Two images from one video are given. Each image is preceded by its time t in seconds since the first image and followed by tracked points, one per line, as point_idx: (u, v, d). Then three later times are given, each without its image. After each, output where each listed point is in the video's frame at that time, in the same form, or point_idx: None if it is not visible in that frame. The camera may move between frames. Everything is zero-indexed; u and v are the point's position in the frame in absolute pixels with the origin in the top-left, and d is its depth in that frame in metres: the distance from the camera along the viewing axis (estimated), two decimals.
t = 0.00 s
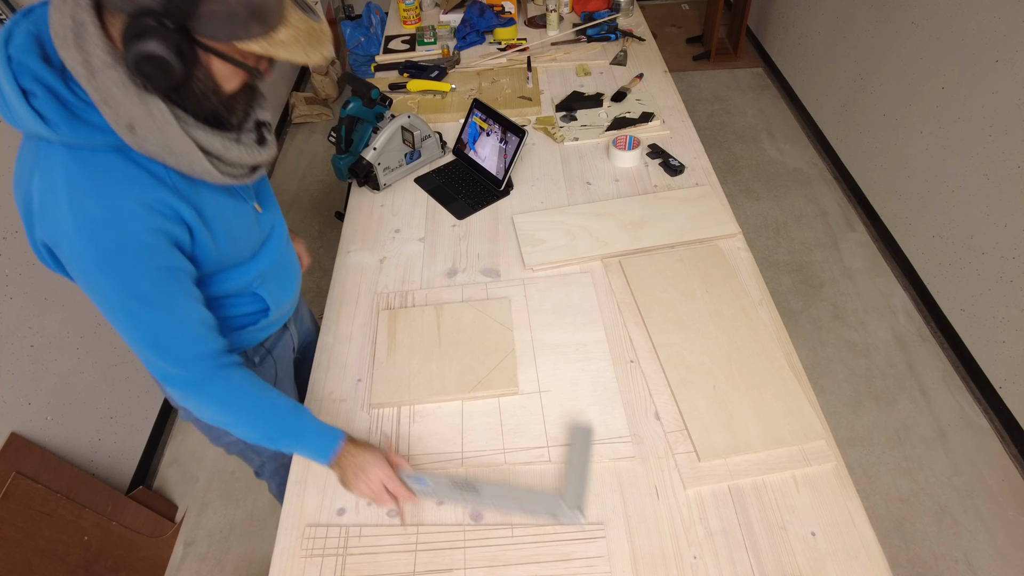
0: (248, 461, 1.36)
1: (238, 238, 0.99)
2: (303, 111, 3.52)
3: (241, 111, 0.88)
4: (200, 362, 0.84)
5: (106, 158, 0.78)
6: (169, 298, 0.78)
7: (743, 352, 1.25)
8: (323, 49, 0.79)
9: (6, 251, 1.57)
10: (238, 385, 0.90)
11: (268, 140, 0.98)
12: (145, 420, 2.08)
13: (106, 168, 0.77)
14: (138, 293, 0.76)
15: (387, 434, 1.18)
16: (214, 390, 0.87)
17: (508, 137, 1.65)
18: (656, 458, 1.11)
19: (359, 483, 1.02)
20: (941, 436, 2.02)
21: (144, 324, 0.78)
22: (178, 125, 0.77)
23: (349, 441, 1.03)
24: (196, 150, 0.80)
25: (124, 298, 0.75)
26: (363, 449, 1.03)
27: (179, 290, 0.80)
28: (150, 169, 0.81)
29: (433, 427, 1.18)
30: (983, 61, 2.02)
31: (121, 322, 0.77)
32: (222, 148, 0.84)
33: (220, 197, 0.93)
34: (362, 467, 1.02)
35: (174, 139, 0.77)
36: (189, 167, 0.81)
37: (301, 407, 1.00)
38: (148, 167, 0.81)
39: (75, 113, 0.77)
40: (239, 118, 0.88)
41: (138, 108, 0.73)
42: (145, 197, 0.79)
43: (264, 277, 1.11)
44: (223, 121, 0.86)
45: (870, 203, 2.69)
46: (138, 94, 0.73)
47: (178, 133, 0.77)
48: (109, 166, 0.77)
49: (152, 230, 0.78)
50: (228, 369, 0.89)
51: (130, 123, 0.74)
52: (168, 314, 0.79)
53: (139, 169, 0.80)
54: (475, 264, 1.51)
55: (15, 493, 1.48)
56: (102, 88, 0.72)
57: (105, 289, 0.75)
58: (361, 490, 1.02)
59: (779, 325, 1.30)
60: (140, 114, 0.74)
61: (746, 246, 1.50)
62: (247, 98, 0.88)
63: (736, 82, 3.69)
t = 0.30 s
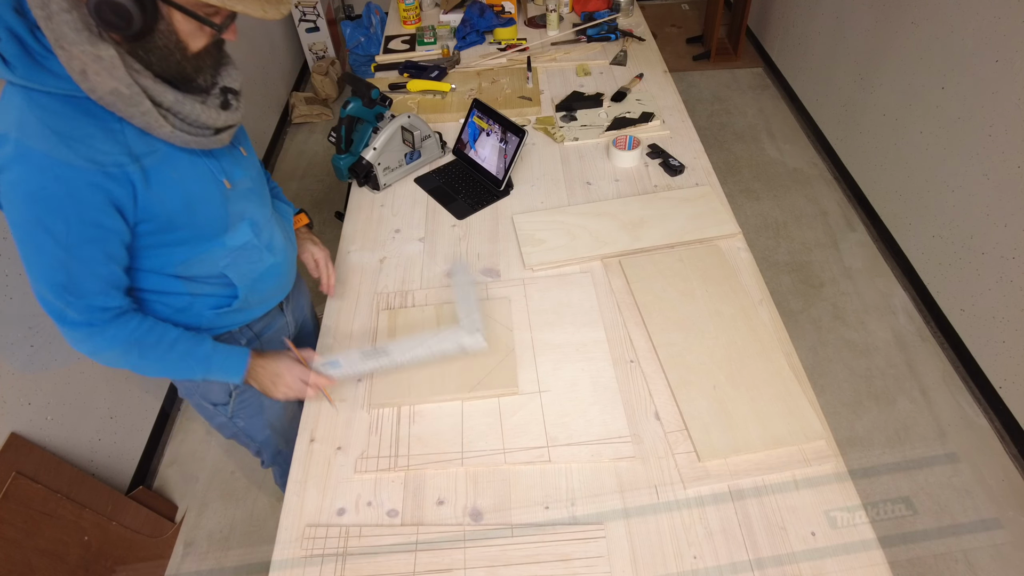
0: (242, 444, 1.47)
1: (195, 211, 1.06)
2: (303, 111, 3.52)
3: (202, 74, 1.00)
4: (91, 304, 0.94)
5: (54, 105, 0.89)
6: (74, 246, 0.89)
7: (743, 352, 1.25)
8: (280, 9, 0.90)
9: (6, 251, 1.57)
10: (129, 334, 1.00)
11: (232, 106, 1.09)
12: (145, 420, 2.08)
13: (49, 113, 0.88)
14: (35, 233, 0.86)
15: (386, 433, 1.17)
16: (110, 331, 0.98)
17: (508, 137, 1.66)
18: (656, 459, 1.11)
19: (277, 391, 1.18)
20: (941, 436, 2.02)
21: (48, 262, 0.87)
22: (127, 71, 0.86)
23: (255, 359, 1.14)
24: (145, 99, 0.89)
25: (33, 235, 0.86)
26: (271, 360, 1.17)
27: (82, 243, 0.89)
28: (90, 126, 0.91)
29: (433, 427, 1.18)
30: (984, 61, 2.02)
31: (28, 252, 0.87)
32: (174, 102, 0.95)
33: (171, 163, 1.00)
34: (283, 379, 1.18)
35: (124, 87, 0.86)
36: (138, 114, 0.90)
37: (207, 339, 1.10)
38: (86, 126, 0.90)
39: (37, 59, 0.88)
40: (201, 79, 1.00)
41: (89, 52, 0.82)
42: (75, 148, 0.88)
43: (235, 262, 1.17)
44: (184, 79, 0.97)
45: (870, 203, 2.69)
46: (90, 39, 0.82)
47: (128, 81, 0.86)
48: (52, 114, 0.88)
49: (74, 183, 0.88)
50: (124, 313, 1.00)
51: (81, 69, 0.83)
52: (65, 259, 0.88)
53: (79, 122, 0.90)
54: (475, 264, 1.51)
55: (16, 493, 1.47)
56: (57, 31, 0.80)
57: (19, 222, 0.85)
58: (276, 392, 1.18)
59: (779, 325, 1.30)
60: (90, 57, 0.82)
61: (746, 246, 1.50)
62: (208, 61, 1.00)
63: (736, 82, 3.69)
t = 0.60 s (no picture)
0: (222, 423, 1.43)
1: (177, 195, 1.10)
2: (303, 111, 3.52)
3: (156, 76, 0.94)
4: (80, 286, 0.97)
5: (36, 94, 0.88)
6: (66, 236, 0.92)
7: (744, 352, 1.25)
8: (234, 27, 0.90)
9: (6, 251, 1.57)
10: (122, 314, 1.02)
11: (189, 107, 1.03)
12: (145, 420, 2.09)
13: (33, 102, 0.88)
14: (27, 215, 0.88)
15: (386, 434, 1.17)
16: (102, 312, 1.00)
17: (508, 137, 1.66)
18: (656, 459, 1.11)
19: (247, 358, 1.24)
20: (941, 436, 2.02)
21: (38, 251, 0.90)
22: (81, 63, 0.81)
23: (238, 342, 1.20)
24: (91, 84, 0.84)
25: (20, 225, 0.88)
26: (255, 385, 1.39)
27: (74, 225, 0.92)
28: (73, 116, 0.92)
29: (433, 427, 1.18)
30: (984, 61, 2.02)
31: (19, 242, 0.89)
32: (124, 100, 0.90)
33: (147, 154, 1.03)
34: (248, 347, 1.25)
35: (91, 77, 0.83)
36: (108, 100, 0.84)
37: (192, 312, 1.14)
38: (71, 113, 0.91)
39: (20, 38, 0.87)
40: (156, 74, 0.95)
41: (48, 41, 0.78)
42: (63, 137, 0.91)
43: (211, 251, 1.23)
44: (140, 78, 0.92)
45: (870, 202, 2.69)
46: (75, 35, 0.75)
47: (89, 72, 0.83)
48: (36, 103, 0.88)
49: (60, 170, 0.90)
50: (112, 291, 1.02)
51: (68, 56, 0.81)
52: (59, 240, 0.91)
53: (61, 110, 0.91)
54: (475, 264, 1.51)
55: (16, 493, 1.47)
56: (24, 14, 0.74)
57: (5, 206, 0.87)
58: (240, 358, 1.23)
59: (779, 325, 1.30)
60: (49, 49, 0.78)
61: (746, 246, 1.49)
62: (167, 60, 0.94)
63: (736, 82, 3.69)
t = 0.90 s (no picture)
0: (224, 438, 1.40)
1: (194, 193, 1.05)
2: (303, 111, 3.52)
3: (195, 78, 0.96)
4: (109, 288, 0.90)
5: (47, 86, 0.86)
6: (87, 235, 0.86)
7: (744, 353, 1.25)
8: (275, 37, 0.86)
9: (6, 252, 1.57)
10: (162, 316, 0.96)
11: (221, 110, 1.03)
12: (145, 420, 2.08)
13: (46, 94, 0.86)
14: (54, 207, 0.83)
15: (386, 433, 1.17)
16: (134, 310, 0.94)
17: (508, 137, 1.66)
18: (657, 459, 1.11)
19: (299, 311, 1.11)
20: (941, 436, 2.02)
21: (60, 252, 0.84)
22: (115, 67, 0.84)
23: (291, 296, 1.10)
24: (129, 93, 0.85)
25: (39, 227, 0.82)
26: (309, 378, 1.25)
27: (100, 222, 0.87)
28: (90, 108, 0.89)
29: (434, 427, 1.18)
30: (984, 61, 2.02)
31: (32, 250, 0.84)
32: (161, 100, 0.90)
33: (163, 154, 0.98)
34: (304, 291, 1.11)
35: (111, 83, 0.83)
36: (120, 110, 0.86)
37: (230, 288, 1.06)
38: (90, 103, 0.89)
39: (31, 42, 0.86)
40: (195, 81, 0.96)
41: (77, 44, 0.80)
42: (78, 127, 0.87)
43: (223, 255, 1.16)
44: (173, 84, 0.93)
45: (871, 203, 2.69)
46: (81, 32, 0.80)
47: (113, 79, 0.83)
48: (50, 94, 0.86)
49: (80, 164, 0.86)
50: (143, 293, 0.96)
51: (68, 60, 0.80)
52: (88, 234, 0.86)
53: (76, 102, 0.88)
54: (475, 264, 1.51)
55: (15, 493, 1.48)
56: (44, 20, 0.79)
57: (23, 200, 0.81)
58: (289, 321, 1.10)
59: (779, 325, 1.30)
60: (78, 49, 0.80)
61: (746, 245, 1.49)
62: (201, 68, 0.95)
63: (736, 82, 3.68)
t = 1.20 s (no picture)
0: (239, 468, 1.36)
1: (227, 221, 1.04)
2: (302, 111, 3.52)
3: (228, 110, 0.95)
4: (186, 328, 0.90)
5: (86, 134, 0.84)
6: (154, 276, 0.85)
7: (744, 352, 1.25)
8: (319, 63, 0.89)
9: (6, 252, 1.57)
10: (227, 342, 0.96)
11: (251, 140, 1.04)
12: (145, 420, 2.07)
13: (87, 143, 0.84)
14: (126, 257, 0.82)
15: (387, 434, 1.17)
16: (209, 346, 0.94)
17: (509, 137, 1.65)
18: (656, 458, 1.11)
19: (360, 306, 1.21)
20: (941, 436, 2.02)
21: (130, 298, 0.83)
22: (159, 109, 0.83)
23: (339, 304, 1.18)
24: (175, 135, 0.85)
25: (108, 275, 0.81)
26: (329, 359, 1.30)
27: (166, 264, 0.87)
28: (133, 152, 0.88)
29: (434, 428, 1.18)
30: (984, 60, 2.02)
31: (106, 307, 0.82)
32: (204, 139, 0.90)
33: (203, 191, 0.98)
34: (357, 289, 1.22)
35: (153, 123, 0.82)
36: (167, 153, 0.86)
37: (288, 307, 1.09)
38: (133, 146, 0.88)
39: (58, 87, 0.84)
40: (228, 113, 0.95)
41: (119, 88, 0.79)
42: (128, 173, 0.86)
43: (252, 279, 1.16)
44: (209, 119, 0.92)
45: (871, 203, 2.69)
46: (121, 75, 0.79)
47: (157, 118, 0.82)
48: (90, 142, 0.84)
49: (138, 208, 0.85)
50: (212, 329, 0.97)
51: (108, 104, 0.80)
52: (160, 278, 0.86)
53: (119, 147, 0.87)
54: (475, 265, 1.51)
55: (15, 493, 1.48)
56: (82, 65, 0.77)
57: (89, 256, 0.80)
58: (355, 318, 1.19)
59: (780, 325, 1.30)
60: (121, 94, 0.79)
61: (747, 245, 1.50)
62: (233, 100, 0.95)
63: (736, 82, 3.69)
